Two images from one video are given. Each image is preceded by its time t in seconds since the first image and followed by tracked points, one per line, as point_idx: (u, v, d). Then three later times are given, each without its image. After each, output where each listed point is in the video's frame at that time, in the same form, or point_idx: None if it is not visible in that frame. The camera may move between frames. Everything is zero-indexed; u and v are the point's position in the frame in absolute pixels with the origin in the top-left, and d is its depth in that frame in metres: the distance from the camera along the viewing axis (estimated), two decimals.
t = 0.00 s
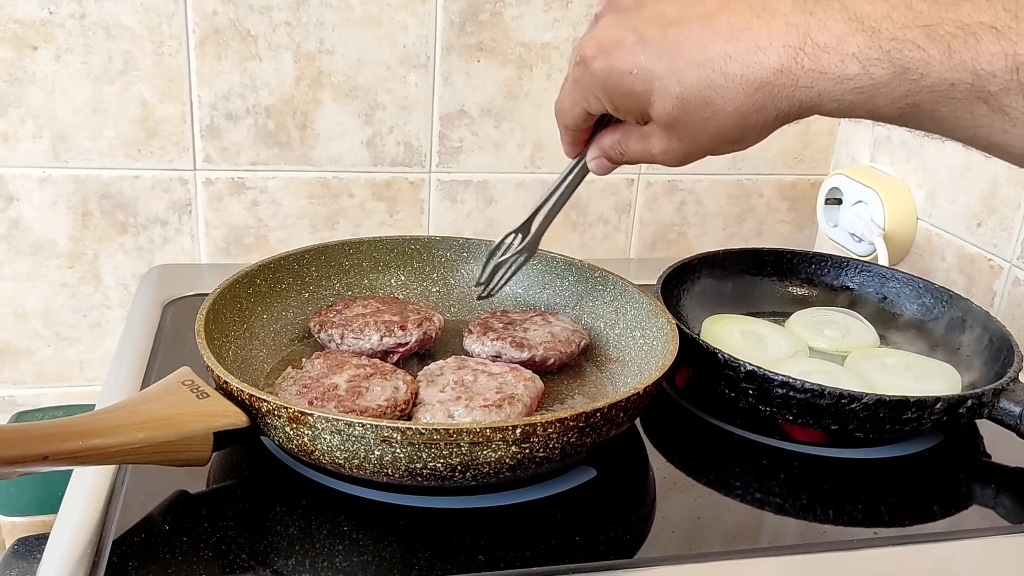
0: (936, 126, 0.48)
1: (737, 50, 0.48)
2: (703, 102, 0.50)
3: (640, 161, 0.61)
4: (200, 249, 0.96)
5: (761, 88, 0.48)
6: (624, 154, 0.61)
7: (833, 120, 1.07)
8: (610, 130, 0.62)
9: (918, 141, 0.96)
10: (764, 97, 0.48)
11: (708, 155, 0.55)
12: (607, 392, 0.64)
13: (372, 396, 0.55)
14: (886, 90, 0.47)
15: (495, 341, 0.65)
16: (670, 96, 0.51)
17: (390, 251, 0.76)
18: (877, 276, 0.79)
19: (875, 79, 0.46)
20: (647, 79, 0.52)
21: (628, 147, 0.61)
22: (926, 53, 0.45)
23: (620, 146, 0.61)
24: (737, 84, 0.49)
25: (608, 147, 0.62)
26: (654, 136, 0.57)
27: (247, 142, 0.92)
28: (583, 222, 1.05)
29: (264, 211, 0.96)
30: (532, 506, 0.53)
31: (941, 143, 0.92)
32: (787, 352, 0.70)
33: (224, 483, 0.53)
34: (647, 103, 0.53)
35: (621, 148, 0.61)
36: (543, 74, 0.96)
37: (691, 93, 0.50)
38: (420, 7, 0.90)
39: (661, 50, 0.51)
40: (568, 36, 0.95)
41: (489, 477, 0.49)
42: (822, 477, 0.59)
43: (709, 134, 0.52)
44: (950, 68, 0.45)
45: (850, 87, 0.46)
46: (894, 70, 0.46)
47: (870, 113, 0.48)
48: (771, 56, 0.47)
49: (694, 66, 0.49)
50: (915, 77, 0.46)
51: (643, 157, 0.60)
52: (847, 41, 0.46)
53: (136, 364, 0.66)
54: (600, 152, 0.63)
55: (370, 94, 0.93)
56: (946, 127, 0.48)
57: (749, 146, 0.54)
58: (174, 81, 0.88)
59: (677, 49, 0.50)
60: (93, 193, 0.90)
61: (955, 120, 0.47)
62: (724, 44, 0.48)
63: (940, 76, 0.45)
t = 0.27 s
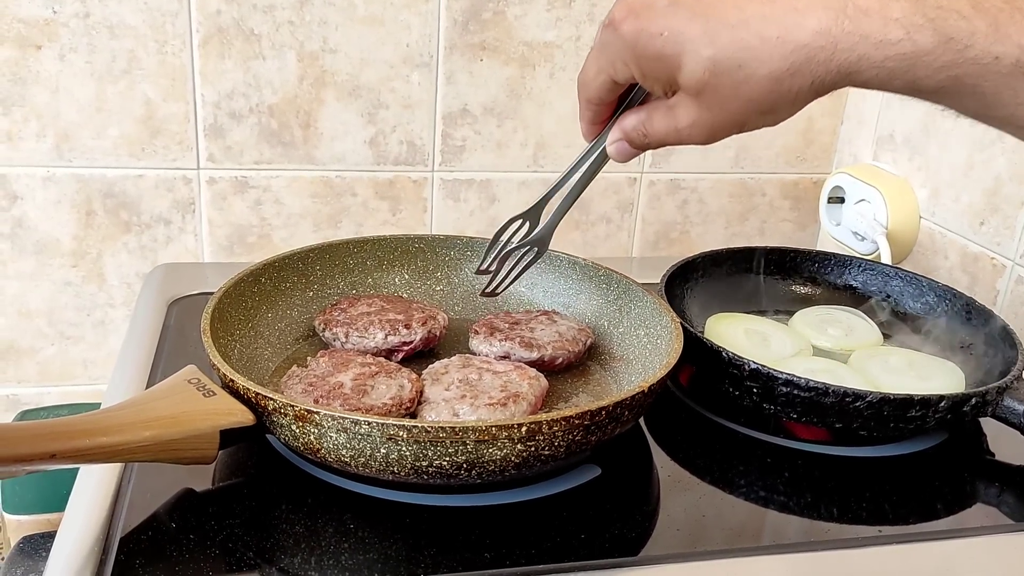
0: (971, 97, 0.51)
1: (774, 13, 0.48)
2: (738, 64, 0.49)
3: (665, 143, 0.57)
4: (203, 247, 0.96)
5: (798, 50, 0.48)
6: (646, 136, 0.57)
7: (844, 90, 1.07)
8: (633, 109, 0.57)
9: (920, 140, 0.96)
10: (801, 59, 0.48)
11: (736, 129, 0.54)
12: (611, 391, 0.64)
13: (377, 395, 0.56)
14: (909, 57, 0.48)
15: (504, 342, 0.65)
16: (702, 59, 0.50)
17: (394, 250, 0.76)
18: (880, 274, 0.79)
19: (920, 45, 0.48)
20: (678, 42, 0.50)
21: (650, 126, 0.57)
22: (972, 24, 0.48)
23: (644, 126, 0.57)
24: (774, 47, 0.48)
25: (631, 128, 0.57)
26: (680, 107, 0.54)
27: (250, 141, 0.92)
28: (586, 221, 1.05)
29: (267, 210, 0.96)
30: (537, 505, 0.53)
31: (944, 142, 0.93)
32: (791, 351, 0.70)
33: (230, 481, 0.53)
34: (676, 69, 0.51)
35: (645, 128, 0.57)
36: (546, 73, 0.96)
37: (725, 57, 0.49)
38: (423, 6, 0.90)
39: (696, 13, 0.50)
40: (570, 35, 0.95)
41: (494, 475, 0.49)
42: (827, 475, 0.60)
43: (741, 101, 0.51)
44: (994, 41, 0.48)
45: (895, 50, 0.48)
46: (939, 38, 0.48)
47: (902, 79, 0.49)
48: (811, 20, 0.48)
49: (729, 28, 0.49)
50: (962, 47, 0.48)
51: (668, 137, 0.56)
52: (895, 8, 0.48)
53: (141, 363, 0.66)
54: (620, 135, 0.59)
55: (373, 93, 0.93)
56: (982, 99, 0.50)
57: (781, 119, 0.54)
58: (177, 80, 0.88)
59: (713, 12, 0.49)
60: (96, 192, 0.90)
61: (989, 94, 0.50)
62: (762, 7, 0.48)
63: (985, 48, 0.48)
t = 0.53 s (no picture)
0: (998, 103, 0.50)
1: None
2: (784, 56, 0.45)
3: (682, 164, 0.51)
4: (203, 247, 0.96)
5: (850, 39, 0.44)
6: (661, 158, 0.51)
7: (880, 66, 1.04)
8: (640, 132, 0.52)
9: (922, 138, 0.96)
10: (856, 48, 0.44)
11: (767, 139, 0.49)
12: (612, 390, 0.64)
13: (377, 394, 0.55)
14: (949, 60, 0.45)
15: (505, 341, 0.65)
16: (743, 52, 0.45)
17: (395, 249, 0.76)
18: (882, 273, 0.79)
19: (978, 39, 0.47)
20: (712, 33, 0.45)
21: (666, 146, 0.50)
22: None
23: (657, 147, 0.51)
24: (825, 33, 0.44)
25: (639, 152, 0.52)
26: (707, 117, 0.48)
27: (250, 139, 0.92)
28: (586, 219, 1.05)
29: (267, 209, 0.96)
30: (537, 504, 0.53)
31: (945, 140, 0.92)
32: (792, 350, 0.70)
33: (229, 480, 0.53)
34: (710, 64, 0.46)
35: (660, 146, 0.50)
36: (547, 71, 0.96)
37: (770, 47, 0.45)
38: (423, 4, 0.90)
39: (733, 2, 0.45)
40: (571, 33, 0.95)
41: (495, 474, 0.49)
42: (828, 474, 0.59)
43: (784, 101, 0.46)
44: None
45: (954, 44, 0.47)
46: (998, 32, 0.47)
47: (935, 80, 0.46)
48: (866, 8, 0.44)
49: (773, 16, 0.44)
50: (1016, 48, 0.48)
51: (686, 158, 0.50)
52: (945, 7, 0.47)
53: (141, 363, 0.66)
54: (627, 159, 0.52)
55: (373, 91, 0.93)
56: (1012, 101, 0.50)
57: (809, 131, 0.49)
58: (177, 78, 0.88)
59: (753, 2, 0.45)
60: (96, 191, 0.90)
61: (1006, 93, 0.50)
62: None
63: None
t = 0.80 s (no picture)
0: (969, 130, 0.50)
1: (785, 47, 0.47)
2: (743, 104, 0.49)
3: (633, 176, 0.56)
4: (203, 245, 0.95)
5: (808, 91, 0.47)
6: (615, 168, 0.56)
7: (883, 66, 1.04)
8: (596, 141, 0.56)
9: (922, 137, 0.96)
10: (813, 104, 0.48)
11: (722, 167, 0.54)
12: (612, 389, 0.64)
13: (378, 393, 0.55)
14: (901, 110, 0.48)
15: (506, 339, 0.65)
16: (705, 97, 0.49)
17: (395, 247, 0.76)
18: (883, 271, 0.79)
19: (936, 83, 0.47)
20: (679, 75, 0.48)
21: (622, 160, 0.55)
22: (993, 57, 0.47)
23: (612, 159, 0.55)
24: (785, 85, 0.47)
25: (595, 160, 0.56)
26: (664, 144, 0.53)
27: (250, 138, 0.92)
28: (587, 218, 1.05)
29: (267, 208, 0.95)
30: (537, 503, 0.53)
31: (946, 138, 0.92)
32: (792, 348, 0.70)
33: (230, 479, 0.53)
34: (673, 103, 0.50)
35: (615, 160, 0.55)
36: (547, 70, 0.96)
37: (731, 94, 0.48)
38: (423, 2, 0.90)
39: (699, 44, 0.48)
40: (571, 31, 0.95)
41: (495, 473, 0.49)
42: (829, 473, 0.59)
43: (739, 141, 0.51)
44: (1015, 73, 0.47)
45: (909, 89, 0.47)
46: (959, 74, 0.47)
47: (892, 114, 0.48)
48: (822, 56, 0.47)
49: (736, 63, 0.47)
50: (981, 82, 0.47)
51: (639, 172, 0.55)
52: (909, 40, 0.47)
53: (141, 361, 0.66)
54: (583, 167, 0.57)
55: (373, 90, 0.93)
56: (985, 127, 0.49)
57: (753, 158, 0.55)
58: (176, 77, 0.88)
59: (720, 44, 0.47)
60: (96, 189, 0.90)
61: (974, 116, 0.48)
62: (770, 41, 0.47)
63: (1008, 83, 0.47)
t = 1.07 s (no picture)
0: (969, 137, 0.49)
1: (786, 63, 0.46)
2: (751, 123, 0.48)
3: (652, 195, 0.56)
4: (202, 244, 0.95)
5: (814, 105, 0.47)
6: (633, 189, 0.57)
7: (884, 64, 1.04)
8: (611, 165, 0.57)
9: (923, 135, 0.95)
10: (822, 117, 0.47)
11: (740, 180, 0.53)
12: (612, 387, 0.64)
13: (376, 392, 0.55)
14: (905, 119, 0.47)
15: (505, 338, 0.65)
16: (711, 119, 0.49)
17: (394, 246, 0.76)
18: (884, 270, 0.78)
19: (938, 94, 0.46)
20: (683, 101, 0.49)
21: (640, 182, 0.56)
22: (995, 67, 0.46)
23: (628, 181, 0.56)
24: (790, 101, 0.47)
25: (612, 184, 0.57)
26: (679, 166, 0.53)
27: (249, 136, 0.92)
28: (586, 216, 1.05)
29: (266, 206, 0.95)
30: (537, 502, 0.52)
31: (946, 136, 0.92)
32: (793, 347, 0.69)
33: (229, 478, 0.53)
34: (680, 129, 0.50)
35: (630, 182, 0.56)
36: (547, 68, 0.95)
37: (737, 114, 0.48)
38: None
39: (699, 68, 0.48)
40: (571, 29, 0.94)
41: (495, 472, 0.49)
42: (830, 472, 0.59)
43: (753, 158, 0.50)
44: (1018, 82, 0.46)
45: (911, 100, 0.46)
46: (960, 84, 0.46)
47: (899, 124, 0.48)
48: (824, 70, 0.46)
49: (739, 83, 0.47)
50: (982, 93, 0.46)
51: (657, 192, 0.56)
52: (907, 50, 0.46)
53: (140, 360, 0.66)
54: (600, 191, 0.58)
55: (373, 88, 0.92)
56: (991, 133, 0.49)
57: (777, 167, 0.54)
58: (175, 75, 0.87)
59: (720, 66, 0.47)
60: (94, 188, 0.90)
61: (976, 125, 0.48)
62: (770, 59, 0.47)
63: (1008, 93, 0.46)
